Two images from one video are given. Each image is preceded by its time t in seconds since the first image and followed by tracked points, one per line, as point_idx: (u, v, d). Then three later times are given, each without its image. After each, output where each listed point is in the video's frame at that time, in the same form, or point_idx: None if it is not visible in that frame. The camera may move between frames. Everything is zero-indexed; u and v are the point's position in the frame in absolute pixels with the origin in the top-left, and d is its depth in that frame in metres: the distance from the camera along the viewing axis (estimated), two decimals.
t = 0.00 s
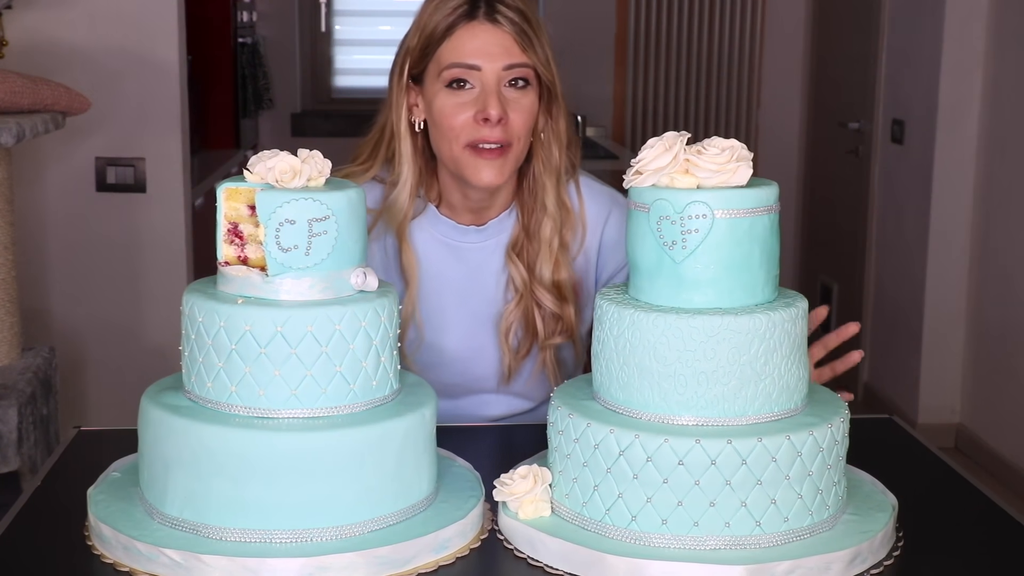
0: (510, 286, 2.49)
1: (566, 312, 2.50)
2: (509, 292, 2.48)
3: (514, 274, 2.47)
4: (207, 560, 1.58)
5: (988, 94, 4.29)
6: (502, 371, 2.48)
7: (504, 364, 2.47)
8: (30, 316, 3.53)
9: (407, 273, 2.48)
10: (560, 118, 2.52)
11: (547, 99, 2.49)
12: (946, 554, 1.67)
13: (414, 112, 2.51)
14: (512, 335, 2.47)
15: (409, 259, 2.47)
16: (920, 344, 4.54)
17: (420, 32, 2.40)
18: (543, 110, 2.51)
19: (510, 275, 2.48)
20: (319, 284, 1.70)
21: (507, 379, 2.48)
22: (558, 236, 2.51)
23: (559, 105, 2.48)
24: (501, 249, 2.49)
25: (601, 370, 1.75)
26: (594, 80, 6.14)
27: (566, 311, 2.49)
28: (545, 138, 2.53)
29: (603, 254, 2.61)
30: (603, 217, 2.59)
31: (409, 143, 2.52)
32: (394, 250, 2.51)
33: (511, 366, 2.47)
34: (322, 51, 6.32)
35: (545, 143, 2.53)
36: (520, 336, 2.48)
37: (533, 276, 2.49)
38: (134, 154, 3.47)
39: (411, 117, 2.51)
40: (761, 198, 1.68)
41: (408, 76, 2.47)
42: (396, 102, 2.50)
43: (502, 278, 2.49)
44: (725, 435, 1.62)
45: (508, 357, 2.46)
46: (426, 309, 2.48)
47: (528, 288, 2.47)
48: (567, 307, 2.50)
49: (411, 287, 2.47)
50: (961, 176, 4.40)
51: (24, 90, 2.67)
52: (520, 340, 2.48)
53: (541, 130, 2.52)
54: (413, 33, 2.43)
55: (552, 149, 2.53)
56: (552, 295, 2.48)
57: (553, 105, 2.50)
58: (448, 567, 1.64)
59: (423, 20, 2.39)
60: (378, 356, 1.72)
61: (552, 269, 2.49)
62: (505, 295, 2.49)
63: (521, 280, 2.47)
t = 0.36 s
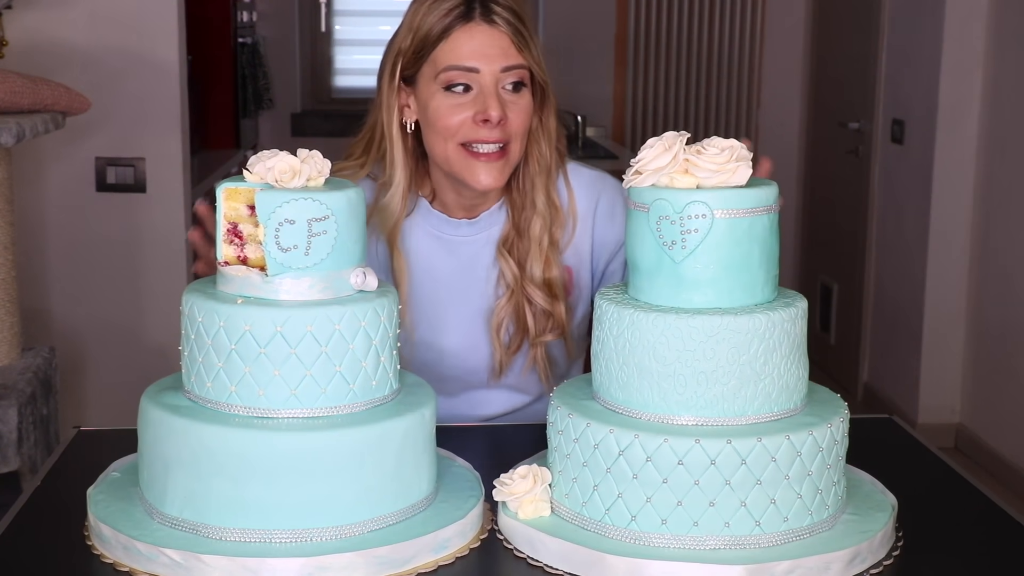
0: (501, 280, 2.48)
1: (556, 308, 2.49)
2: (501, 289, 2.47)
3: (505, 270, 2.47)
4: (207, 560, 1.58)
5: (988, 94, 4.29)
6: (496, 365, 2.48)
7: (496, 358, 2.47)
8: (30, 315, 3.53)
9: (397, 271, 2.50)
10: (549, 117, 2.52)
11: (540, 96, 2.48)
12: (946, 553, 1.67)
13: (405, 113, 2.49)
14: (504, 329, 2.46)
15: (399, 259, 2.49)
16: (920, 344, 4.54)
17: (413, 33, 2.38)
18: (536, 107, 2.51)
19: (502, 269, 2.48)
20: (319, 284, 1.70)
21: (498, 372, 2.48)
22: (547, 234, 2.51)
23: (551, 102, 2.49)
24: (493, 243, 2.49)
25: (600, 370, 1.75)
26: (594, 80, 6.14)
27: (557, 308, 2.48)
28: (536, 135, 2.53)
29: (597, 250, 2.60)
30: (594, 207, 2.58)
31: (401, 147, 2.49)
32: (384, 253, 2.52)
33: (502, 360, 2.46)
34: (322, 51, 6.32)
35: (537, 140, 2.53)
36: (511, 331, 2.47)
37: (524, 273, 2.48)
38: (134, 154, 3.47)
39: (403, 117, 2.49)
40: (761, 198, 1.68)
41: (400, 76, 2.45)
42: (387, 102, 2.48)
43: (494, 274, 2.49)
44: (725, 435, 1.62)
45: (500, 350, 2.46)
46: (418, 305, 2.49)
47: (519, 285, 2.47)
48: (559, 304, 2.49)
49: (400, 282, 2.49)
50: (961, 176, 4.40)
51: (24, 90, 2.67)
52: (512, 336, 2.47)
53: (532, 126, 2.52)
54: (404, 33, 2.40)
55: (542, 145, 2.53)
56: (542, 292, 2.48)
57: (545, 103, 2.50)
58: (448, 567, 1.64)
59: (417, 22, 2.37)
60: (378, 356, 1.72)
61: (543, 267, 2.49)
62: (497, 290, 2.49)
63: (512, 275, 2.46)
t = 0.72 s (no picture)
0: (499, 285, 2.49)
1: (560, 323, 2.50)
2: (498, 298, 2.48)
3: (503, 280, 2.47)
4: (207, 560, 1.58)
5: (988, 94, 4.29)
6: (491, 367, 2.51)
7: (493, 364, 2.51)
8: (30, 315, 3.53)
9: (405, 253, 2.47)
10: (566, 124, 2.51)
11: (554, 104, 2.49)
12: (947, 553, 1.67)
13: (421, 89, 2.51)
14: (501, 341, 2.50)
15: (407, 238, 2.46)
16: (920, 344, 4.54)
17: (443, 11, 2.43)
18: (549, 114, 2.51)
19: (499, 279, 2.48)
20: (319, 284, 1.70)
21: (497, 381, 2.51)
22: (557, 248, 2.50)
23: (565, 114, 2.48)
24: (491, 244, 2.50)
25: (600, 371, 1.75)
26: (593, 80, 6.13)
27: (560, 322, 2.50)
28: (547, 146, 2.53)
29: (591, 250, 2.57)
30: (592, 212, 2.55)
31: (416, 119, 2.50)
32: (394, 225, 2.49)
33: (498, 368, 2.50)
34: (322, 52, 6.32)
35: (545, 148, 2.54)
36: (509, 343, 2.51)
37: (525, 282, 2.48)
38: (134, 154, 3.46)
39: (418, 93, 2.51)
40: (761, 198, 1.68)
41: (424, 53, 2.48)
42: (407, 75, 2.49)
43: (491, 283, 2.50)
44: (725, 435, 1.63)
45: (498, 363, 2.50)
46: (421, 297, 2.48)
47: (519, 296, 2.47)
48: (560, 317, 2.50)
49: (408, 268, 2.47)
50: (961, 176, 4.40)
51: (24, 90, 2.67)
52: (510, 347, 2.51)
53: (544, 136, 2.52)
54: (438, 11, 2.45)
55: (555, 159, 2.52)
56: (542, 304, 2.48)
57: (558, 113, 2.50)
58: (448, 567, 1.65)
59: None
60: (378, 355, 1.72)
61: (552, 282, 2.49)
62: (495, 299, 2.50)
63: (510, 285, 2.47)
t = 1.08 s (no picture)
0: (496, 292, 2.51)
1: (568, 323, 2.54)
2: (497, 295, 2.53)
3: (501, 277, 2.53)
4: (207, 560, 1.58)
5: (988, 94, 4.29)
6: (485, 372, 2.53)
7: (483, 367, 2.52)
8: (30, 315, 3.53)
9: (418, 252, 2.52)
10: (577, 133, 2.55)
11: (565, 112, 2.52)
12: (947, 554, 1.67)
13: (433, 94, 2.53)
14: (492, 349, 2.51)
15: (421, 239, 2.51)
16: (920, 344, 4.54)
17: (456, 16, 2.46)
18: (561, 122, 2.54)
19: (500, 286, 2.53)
20: (320, 284, 1.70)
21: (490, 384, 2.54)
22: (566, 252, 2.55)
23: (576, 122, 2.52)
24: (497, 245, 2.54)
25: (601, 371, 1.75)
26: (594, 79, 6.13)
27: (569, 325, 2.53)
28: (559, 153, 2.57)
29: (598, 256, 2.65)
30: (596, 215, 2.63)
31: (429, 124, 2.53)
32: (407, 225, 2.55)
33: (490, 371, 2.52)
34: (322, 52, 6.32)
35: (557, 153, 2.57)
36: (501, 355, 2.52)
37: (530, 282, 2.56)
38: (134, 154, 3.46)
39: (430, 98, 2.53)
40: (761, 198, 1.68)
41: (435, 58, 2.51)
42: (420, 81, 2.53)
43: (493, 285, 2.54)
44: (725, 435, 1.62)
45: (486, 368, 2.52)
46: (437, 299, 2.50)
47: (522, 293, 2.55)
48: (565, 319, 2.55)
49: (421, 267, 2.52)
50: (961, 176, 4.40)
51: (24, 90, 2.67)
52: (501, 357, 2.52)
53: (555, 144, 2.56)
54: (450, 16, 2.48)
55: (566, 166, 2.56)
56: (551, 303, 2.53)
57: (570, 123, 2.54)
58: (448, 567, 1.65)
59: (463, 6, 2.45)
60: (378, 355, 1.72)
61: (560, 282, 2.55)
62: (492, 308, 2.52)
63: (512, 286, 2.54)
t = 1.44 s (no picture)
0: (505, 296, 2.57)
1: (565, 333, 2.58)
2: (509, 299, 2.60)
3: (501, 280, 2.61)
4: (207, 559, 1.58)
5: (988, 94, 4.29)
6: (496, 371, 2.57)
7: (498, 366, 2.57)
8: (30, 315, 3.53)
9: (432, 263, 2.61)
10: (582, 149, 2.57)
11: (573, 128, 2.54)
12: (946, 554, 1.67)
13: (439, 106, 2.56)
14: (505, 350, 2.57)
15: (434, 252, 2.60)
16: (920, 344, 4.54)
17: (461, 30, 2.46)
18: (567, 138, 2.56)
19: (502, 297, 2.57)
20: (320, 284, 1.70)
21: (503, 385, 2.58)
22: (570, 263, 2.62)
23: (583, 136, 2.54)
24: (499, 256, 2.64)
25: (600, 371, 1.75)
26: (594, 80, 6.13)
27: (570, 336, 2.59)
28: (567, 169, 2.61)
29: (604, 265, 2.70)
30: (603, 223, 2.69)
31: (435, 136, 2.56)
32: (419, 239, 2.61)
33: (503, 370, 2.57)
34: (322, 52, 6.32)
35: (567, 170, 2.61)
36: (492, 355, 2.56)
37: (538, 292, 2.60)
38: (134, 154, 3.47)
39: (436, 110, 2.56)
40: (762, 198, 1.68)
41: (440, 71, 2.53)
42: (425, 93, 2.55)
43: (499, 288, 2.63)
44: (725, 434, 1.62)
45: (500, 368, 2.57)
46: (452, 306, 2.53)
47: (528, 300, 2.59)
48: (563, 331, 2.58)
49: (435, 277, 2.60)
50: (961, 176, 4.40)
51: (24, 90, 2.67)
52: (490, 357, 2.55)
53: (563, 159, 2.59)
54: (454, 29, 2.49)
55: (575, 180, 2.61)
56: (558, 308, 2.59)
57: (574, 142, 2.56)
58: (448, 567, 1.65)
59: (467, 20, 2.45)
60: (378, 355, 1.72)
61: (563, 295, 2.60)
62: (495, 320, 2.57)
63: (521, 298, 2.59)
